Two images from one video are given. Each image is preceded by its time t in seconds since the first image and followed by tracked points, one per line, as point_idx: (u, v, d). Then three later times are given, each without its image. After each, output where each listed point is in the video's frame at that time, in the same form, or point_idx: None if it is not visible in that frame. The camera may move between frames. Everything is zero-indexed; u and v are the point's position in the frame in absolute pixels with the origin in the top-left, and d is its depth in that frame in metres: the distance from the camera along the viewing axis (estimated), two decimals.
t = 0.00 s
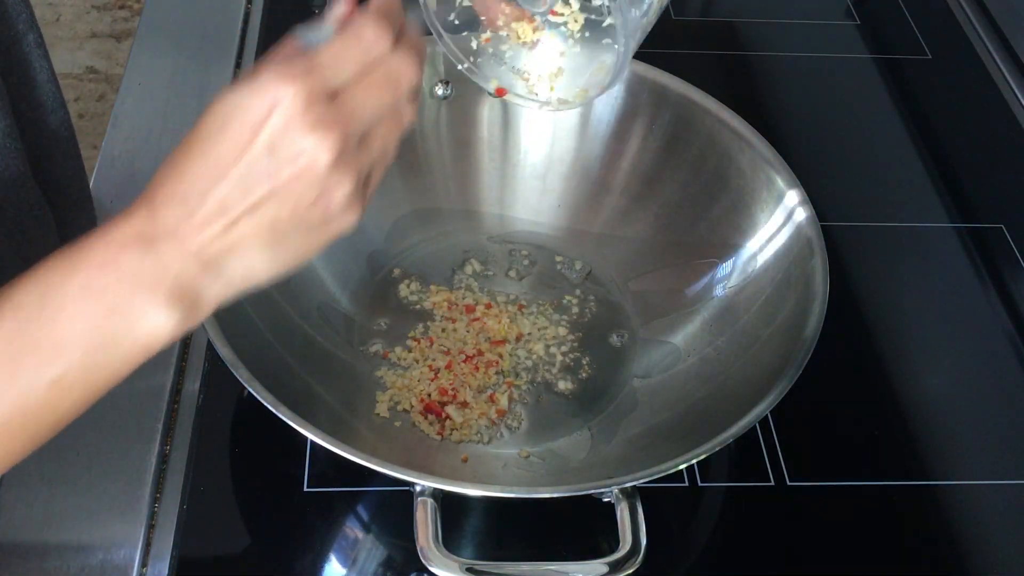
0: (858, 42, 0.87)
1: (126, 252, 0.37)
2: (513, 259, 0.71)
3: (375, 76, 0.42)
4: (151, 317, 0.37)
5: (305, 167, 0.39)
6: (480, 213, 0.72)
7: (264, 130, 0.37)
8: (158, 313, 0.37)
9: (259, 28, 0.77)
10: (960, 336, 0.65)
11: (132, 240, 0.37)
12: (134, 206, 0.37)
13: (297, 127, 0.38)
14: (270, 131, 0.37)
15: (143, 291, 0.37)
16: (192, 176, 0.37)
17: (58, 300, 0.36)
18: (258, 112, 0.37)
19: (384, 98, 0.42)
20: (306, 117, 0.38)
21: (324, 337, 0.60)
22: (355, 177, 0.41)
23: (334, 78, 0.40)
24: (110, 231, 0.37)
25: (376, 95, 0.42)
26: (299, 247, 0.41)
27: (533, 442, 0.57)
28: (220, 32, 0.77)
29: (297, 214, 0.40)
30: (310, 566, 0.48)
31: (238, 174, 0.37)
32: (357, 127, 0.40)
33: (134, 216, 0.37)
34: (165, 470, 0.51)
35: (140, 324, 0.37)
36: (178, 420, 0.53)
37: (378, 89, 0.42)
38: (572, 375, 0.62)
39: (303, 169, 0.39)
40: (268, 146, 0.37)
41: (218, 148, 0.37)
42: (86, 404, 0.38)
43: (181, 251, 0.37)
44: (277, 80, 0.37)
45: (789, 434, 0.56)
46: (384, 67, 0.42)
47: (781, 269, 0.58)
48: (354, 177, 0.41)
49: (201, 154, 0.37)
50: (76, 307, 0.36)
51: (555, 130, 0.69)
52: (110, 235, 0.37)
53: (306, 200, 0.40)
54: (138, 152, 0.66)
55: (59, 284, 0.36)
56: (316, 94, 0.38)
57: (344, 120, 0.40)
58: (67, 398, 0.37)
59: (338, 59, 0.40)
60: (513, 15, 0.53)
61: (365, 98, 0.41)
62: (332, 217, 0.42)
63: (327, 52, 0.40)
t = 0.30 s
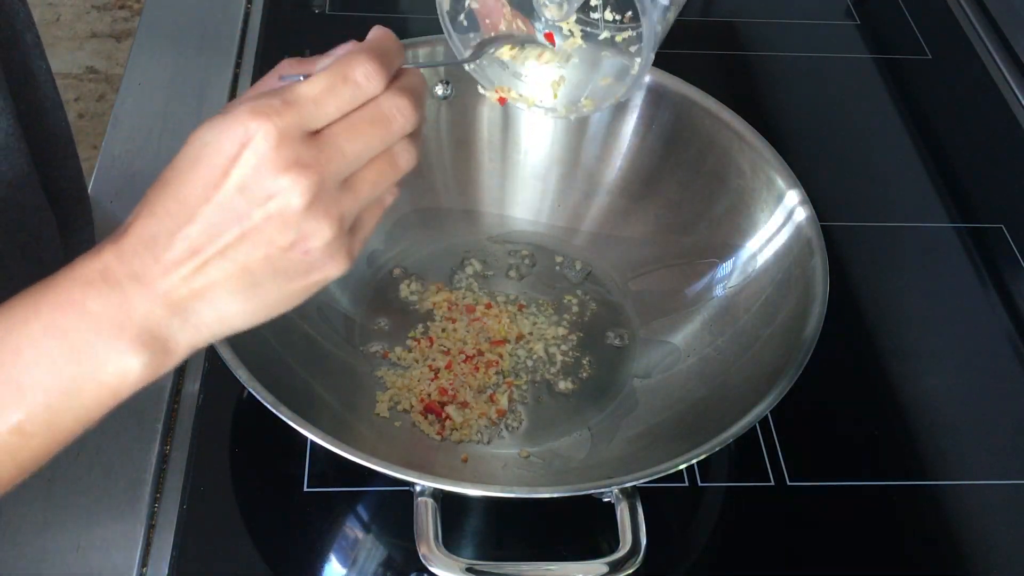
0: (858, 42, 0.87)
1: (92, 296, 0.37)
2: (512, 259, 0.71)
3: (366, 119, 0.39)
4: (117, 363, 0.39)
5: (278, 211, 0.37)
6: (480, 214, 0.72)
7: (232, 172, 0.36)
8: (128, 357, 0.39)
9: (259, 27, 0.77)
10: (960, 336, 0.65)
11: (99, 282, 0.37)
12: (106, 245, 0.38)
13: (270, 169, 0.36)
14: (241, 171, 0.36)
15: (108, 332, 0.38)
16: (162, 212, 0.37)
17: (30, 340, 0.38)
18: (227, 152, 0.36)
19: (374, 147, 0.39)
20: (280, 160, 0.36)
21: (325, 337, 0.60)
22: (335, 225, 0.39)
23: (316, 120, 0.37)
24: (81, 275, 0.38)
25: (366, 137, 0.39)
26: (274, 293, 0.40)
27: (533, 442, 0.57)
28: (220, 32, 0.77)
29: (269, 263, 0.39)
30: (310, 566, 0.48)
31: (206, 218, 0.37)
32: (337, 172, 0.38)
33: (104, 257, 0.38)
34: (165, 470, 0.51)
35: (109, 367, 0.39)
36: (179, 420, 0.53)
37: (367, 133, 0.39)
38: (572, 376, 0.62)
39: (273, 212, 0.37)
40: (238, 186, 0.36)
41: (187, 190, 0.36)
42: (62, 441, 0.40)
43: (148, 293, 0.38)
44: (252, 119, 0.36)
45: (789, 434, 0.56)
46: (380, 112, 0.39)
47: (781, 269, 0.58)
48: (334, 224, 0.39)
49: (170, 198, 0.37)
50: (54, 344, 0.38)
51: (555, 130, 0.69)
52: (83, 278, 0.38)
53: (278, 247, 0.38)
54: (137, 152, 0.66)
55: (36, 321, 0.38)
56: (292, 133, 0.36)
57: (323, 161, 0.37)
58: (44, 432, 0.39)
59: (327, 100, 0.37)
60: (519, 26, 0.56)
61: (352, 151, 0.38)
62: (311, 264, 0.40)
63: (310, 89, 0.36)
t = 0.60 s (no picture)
0: (858, 43, 0.87)
1: (245, 276, 0.33)
2: (513, 259, 0.71)
3: (486, 66, 0.36)
4: (268, 346, 0.33)
5: (430, 175, 0.34)
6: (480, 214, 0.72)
7: (368, 141, 0.34)
8: (279, 336, 0.33)
9: (259, 28, 0.77)
10: (961, 336, 0.65)
11: (247, 264, 0.33)
12: (250, 229, 0.34)
13: (410, 133, 0.34)
14: (388, 136, 0.33)
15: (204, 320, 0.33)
16: (323, 193, 0.33)
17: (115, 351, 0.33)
18: (368, 120, 0.33)
19: (501, 84, 0.36)
20: (426, 121, 0.34)
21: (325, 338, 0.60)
22: (484, 186, 0.36)
23: (449, 73, 0.35)
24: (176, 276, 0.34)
25: (496, 80, 0.36)
26: (423, 270, 0.36)
27: (533, 442, 0.57)
28: (220, 32, 0.77)
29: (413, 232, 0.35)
30: (311, 566, 0.48)
31: (354, 189, 0.33)
32: (479, 126, 0.35)
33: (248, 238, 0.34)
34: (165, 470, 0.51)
35: (258, 351, 0.33)
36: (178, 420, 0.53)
37: (498, 83, 0.36)
38: (573, 375, 0.62)
39: (423, 177, 0.34)
40: (386, 152, 0.34)
41: (322, 167, 0.34)
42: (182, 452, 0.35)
43: (303, 269, 0.33)
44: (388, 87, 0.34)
45: (788, 434, 0.56)
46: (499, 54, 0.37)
47: (781, 269, 0.58)
48: (479, 185, 0.36)
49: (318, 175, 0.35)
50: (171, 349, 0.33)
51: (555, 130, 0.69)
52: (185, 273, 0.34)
53: (429, 214, 0.35)
54: (137, 152, 0.66)
55: (128, 327, 0.33)
56: (436, 92, 0.34)
57: (467, 120, 0.35)
58: (149, 452, 0.33)
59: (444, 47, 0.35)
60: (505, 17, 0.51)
61: (480, 89, 0.36)
62: (460, 231, 0.36)
63: (442, 50, 0.35)
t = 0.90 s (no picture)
0: (858, 43, 0.87)
1: (255, 263, 0.35)
2: (513, 259, 0.71)
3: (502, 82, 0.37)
4: (276, 327, 0.36)
5: (439, 180, 0.37)
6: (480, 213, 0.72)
7: (383, 148, 0.36)
8: (286, 320, 0.36)
9: (259, 28, 0.77)
10: (961, 336, 0.65)
11: (260, 250, 0.35)
12: (262, 214, 0.36)
13: (426, 144, 0.36)
14: (403, 143, 0.36)
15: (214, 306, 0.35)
16: (340, 194, 0.36)
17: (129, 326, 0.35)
18: (385, 129, 0.35)
19: (516, 91, 0.38)
20: (443, 133, 0.36)
21: (325, 338, 0.60)
22: (486, 194, 0.39)
23: (467, 85, 0.36)
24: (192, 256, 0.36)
25: (512, 91, 0.38)
26: (423, 260, 0.41)
27: (533, 441, 0.57)
28: (219, 32, 0.77)
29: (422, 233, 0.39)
30: (311, 566, 0.48)
31: (366, 191, 0.36)
32: (492, 136, 0.38)
33: (261, 224, 0.36)
34: (165, 470, 0.51)
35: (268, 333, 0.36)
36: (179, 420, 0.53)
37: (515, 95, 0.38)
38: (573, 375, 0.62)
39: (434, 182, 0.37)
40: (400, 158, 0.36)
41: (338, 166, 0.36)
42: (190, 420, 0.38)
43: (310, 261, 0.36)
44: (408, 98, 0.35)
45: (788, 434, 0.56)
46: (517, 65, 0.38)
47: (781, 269, 0.58)
48: (484, 193, 0.39)
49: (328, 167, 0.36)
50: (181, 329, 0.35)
51: (555, 130, 0.69)
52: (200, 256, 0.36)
53: (434, 215, 0.38)
54: (137, 152, 0.66)
55: (144, 302, 0.35)
56: (452, 105, 0.36)
57: (480, 131, 0.37)
58: (161, 419, 0.36)
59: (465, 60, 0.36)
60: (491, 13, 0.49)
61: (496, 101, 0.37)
62: (459, 231, 0.40)
63: (464, 59, 0.36)
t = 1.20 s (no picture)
0: (858, 43, 0.87)
1: (98, 336, 0.40)
2: (512, 259, 0.71)
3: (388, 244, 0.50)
4: (117, 398, 0.42)
5: (296, 314, 0.46)
6: (480, 214, 0.72)
7: (268, 262, 0.44)
8: (126, 393, 0.42)
9: (259, 28, 0.77)
10: (960, 336, 0.65)
11: (110, 322, 0.40)
12: (113, 290, 0.41)
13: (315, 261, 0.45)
14: (281, 276, 0.44)
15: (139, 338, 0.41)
16: (231, 288, 0.43)
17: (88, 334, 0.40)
18: (272, 249, 0.43)
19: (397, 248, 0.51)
20: (323, 285, 0.46)
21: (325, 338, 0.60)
22: (346, 328, 0.49)
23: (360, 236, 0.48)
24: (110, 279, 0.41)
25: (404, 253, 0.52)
26: (267, 367, 0.45)
27: (533, 442, 0.57)
28: (219, 32, 0.76)
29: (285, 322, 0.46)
30: (311, 566, 0.48)
31: (227, 298, 0.42)
32: (370, 285, 0.50)
33: (112, 299, 0.40)
34: (165, 471, 0.51)
35: (109, 400, 0.41)
36: (179, 421, 0.53)
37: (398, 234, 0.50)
38: (572, 375, 0.62)
39: (300, 324, 0.46)
40: (275, 285, 0.44)
41: (229, 266, 0.42)
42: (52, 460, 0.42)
43: (155, 343, 0.41)
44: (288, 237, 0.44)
45: (788, 433, 0.56)
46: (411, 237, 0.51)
47: (781, 269, 0.58)
48: (341, 324, 0.48)
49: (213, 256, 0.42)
50: (83, 345, 0.40)
51: (555, 130, 0.70)
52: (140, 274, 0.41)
53: (292, 337, 0.46)
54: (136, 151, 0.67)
55: (25, 336, 0.40)
56: (333, 261, 0.46)
57: (353, 284, 0.48)
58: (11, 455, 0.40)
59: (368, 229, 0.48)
60: (530, 8, 0.59)
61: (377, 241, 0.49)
62: (310, 341, 0.47)
63: (372, 229, 0.48)
